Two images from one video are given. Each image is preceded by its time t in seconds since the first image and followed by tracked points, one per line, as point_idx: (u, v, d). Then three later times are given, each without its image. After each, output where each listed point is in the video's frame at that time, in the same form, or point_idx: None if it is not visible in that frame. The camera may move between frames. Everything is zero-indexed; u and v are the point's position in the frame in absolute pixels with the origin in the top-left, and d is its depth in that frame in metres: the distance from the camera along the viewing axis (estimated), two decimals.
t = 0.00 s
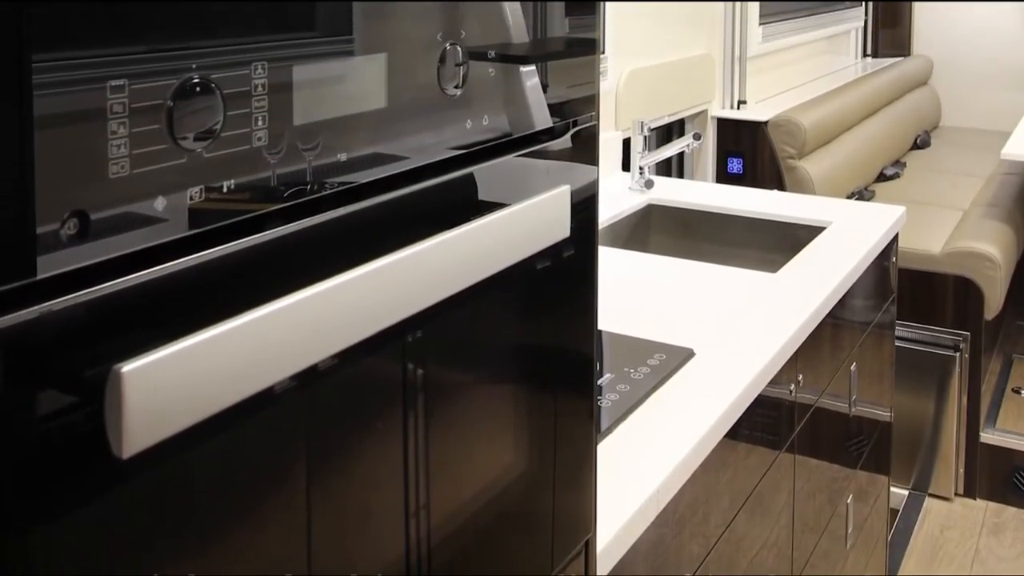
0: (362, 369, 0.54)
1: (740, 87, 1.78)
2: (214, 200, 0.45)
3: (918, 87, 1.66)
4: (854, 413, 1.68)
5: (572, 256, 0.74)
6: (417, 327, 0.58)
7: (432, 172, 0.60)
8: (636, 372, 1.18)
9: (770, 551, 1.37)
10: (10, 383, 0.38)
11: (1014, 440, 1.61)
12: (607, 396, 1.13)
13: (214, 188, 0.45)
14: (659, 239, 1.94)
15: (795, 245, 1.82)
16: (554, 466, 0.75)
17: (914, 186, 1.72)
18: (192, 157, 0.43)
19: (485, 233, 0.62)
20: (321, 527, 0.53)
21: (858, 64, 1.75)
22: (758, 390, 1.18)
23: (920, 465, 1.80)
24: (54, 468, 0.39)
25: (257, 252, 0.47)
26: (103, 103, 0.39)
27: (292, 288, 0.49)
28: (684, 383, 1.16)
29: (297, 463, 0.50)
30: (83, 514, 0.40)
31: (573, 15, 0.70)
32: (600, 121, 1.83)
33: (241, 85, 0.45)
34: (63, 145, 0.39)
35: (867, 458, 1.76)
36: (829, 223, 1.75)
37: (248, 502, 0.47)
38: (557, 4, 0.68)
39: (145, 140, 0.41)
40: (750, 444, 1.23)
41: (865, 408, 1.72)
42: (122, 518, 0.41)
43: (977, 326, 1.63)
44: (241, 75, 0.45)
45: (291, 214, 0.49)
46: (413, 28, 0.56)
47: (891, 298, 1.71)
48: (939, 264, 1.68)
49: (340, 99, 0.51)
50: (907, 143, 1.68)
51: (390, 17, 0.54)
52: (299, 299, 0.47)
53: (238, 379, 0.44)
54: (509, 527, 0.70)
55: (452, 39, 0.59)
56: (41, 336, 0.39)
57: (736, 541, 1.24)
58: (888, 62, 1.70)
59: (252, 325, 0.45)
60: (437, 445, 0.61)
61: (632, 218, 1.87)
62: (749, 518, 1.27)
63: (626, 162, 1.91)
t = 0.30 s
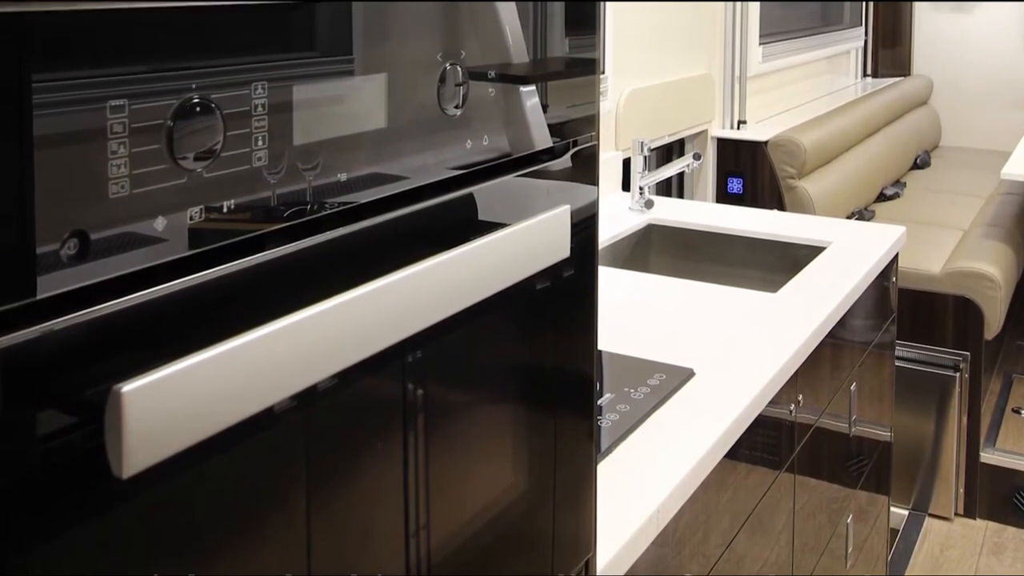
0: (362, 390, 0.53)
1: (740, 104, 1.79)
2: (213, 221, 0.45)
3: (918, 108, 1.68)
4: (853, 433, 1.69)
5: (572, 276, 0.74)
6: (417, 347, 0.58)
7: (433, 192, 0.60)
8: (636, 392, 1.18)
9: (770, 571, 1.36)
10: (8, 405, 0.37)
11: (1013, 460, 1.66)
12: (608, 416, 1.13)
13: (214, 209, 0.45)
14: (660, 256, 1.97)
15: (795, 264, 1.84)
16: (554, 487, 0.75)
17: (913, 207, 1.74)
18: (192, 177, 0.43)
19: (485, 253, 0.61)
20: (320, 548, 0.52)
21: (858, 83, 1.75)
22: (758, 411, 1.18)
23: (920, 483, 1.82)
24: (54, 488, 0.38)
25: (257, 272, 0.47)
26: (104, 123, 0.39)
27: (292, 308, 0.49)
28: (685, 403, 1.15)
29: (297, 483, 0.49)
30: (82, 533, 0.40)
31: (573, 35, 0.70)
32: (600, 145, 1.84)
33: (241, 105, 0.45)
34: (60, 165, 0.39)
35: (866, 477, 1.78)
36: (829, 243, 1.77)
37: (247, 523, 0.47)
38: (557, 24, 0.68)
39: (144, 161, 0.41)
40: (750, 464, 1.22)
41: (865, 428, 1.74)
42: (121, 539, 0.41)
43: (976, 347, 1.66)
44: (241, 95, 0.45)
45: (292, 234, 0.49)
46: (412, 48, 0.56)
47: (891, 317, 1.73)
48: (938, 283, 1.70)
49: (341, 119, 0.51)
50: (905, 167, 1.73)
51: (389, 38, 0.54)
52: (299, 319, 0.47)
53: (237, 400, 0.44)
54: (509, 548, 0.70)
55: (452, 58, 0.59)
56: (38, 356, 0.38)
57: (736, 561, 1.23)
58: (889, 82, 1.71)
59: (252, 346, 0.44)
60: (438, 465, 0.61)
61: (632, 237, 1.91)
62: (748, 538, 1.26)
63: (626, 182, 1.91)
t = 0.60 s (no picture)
0: (362, 407, 0.53)
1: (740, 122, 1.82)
2: (214, 238, 0.45)
3: (918, 125, 1.71)
4: (854, 451, 1.68)
5: (572, 293, 0.74)
6: (417, 364, 0.57)
7: (433, 210, 0.60)
8: (636, 410, 1.17)
9: None
10: (9, 420, 0.38)
11: (1013, 477, 1.69)
12: (608, 433, 1.12)
13: (214, 226, 0.45)
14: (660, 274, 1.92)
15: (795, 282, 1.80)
16: (553, 505, 0.75)
17: (913, 225, 1.76)
18: (192, 195, 0.43)
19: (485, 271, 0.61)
20: (320, 566, 0.52)
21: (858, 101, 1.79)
22: (757, 428, 1.17)
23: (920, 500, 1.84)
24: (53, 505, 0.39)
25: (257, 289, 0.47)
26: (103, 141, 0.40)
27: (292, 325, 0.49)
28: (685, 421, 1.15)
29: (297, 501, 0.49)
30: (81, 551, 0.40)
31: (573, 53, 0.70)
32: (600, 161, 1.85)
33: (241, 123, 0.45)
34: (62, 181, 0.40)
35: (866, 495, 1.75)
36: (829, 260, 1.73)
37: (246, 541, 0.46)
38: (557, 41, 0.68)
39: (145, 178, 0.41)
40: (750, 481, 1.22)
41: (865, 445, 1.71)
42: (119, 556, 0.41)
43: (976, 364, 1.68)
44: (241, 112, 0.45)
45: (293, 252, 0.49)
46: (413, 66, 0.56)
47: (891, 334, 1.72)
48: (938, 301, 1.71)
49: (341, 137, 0.51)
50: (906, 182, 1.74)
51: (390, 56, 0.54)
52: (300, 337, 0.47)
53: (238, 417, 0.44)
54: (508, 566, 0.69)
55: (452, 76, 0.59)
56: (40, 373, 0.38)
57: None
58: (888, 99, 1.75)
59: (253, 363, 0.44)
60: (437, 483, 0.60)
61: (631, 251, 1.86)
62: (748, 556, 1.26)
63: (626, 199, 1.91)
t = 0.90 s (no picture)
0: (362, 428, 0.53)
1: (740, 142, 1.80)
2: (213, 258, 0.45)
3: (919, 146, 1.72)
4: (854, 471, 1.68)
5: (572, 313, 0.74)
6: (418, 385, 0.57)
7: (433, 231, 0.60)
8: (636, 430, 1.17)
9: None
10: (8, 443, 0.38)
11: (1013, 497, 1.68)
12: (608, 453, 1.12)
13: (214, 246, 0.45)
14: (661, 293, 1.97)
15: (794, 300, 1.85)
16: (553, 525, 0.74)
17: (912, 243, 1.75)
18: (192, 215, 0.43)
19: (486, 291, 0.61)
20: None
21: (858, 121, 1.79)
22: (757, 449, 1.17)
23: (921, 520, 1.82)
24: (51, 527, 0.39)
25: (257, 310, 0.47)
26: (103, 161, 0.40)
27: (294, 345, 0.49)
28: (685, 441, 1.15)
29: (297, 520, 0.49)
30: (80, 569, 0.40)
31: (573, 73, 0.70)
32: (600, 181, 1.87)
33: (240, 142, 0.45)
34: (62, 201, 0.39)
35: (866, 516, 1.82)
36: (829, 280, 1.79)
37: (245, 561, 0.47)
38: (557, 61, 0.69)
39: (144, 198, 0.41)
40: (750, 501, 1.21)
41: (865, 466, 1.79)
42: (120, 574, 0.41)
43: (976, 385, 1.68)
44: (241, 131, 0.45)
45: (293, 272, 0.49)
46: (413, 85, 0.56)
47: (891, 355, 1.76)
48: (938, 321, 1.72)
49: (341, 157, 0.52)
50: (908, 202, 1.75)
51: (389, 76, 0.54)
52: (300, 357, 0.47)
53: (239, 437, 0.44)
54: None
55: (452, 96, 0.59)
56: (38, 393, 0.38)
57: None
58: (889, 119, 1.75)
59: (253, 383, 0.44)
60: (437, 503, 0.60)
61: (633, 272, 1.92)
62: None
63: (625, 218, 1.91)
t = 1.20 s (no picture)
0: (363, 446, 0.53)
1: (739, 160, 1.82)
2: (214, 275, 0.45)
3: (919, 163, 1.75)
4: (854, 488, 1.69)
5: (572, 331, 0.74)
6: (417, 402, 0.57)
7: (433, 248, 0.60)
8: (636, 447, 1.16)
9: None
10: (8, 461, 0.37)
11: (1013, 514, 1.74)
12: (607, 470, 1.12)
13: (214, 263, 0.45)
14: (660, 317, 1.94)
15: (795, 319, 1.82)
16: (553, 545, 0.74)
17: (914, 262, 1.77)
18: (192, 232, 0.43)
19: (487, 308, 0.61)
20: None
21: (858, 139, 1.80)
22: (758, 466, 1.16)
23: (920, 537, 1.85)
24: (52, 544, 0.39)
25: (258, 327, 0.47)
26: (104, 178, 0.39)
27: (294, 362, 0.49)
28: (685, 458, 1.14)
29: (296, 538, 0.49)
30: None
31: (573, 91, 0.71)
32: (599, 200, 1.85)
33: (240, 160, 0.45)
34: (62, 219, 0.38)
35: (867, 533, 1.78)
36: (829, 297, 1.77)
37: None
38: (557, 78, 0.69)
39: (145, 215, 0.41)
40: (750, 518, 1.21)
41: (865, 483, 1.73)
42: None
43: (976, 402, 1.73)
44: (241, 149, 0.45)
45: (293, 289, 0.49)
46: (413, 103, 0.56)
47: (891, 372, 1.75)
48: (938, 338, 1.75)
49: (341, 174, 0.52)
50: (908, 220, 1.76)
51: (390, 93, 0.54)
52: (301, 374, 0.47)
53: (239, 455, 0.44)
54: None
55: (452, 114, 0.59)
56: (39, 409, 0.38)
57: None
58: (889, 136, 1.77)
59: (255, 400, 0.44)
60: (437, 522, 0.60)
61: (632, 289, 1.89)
62: None
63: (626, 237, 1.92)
